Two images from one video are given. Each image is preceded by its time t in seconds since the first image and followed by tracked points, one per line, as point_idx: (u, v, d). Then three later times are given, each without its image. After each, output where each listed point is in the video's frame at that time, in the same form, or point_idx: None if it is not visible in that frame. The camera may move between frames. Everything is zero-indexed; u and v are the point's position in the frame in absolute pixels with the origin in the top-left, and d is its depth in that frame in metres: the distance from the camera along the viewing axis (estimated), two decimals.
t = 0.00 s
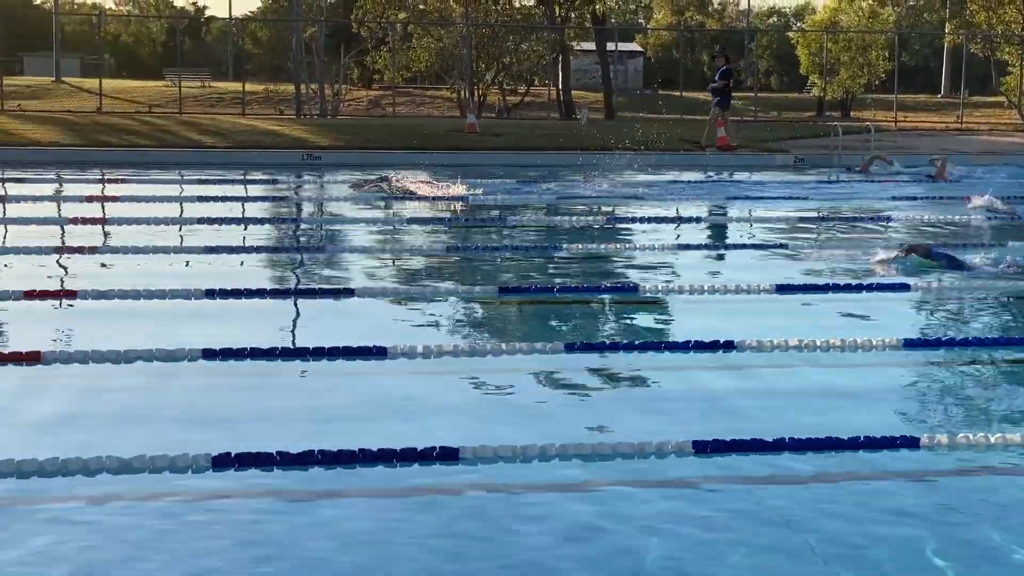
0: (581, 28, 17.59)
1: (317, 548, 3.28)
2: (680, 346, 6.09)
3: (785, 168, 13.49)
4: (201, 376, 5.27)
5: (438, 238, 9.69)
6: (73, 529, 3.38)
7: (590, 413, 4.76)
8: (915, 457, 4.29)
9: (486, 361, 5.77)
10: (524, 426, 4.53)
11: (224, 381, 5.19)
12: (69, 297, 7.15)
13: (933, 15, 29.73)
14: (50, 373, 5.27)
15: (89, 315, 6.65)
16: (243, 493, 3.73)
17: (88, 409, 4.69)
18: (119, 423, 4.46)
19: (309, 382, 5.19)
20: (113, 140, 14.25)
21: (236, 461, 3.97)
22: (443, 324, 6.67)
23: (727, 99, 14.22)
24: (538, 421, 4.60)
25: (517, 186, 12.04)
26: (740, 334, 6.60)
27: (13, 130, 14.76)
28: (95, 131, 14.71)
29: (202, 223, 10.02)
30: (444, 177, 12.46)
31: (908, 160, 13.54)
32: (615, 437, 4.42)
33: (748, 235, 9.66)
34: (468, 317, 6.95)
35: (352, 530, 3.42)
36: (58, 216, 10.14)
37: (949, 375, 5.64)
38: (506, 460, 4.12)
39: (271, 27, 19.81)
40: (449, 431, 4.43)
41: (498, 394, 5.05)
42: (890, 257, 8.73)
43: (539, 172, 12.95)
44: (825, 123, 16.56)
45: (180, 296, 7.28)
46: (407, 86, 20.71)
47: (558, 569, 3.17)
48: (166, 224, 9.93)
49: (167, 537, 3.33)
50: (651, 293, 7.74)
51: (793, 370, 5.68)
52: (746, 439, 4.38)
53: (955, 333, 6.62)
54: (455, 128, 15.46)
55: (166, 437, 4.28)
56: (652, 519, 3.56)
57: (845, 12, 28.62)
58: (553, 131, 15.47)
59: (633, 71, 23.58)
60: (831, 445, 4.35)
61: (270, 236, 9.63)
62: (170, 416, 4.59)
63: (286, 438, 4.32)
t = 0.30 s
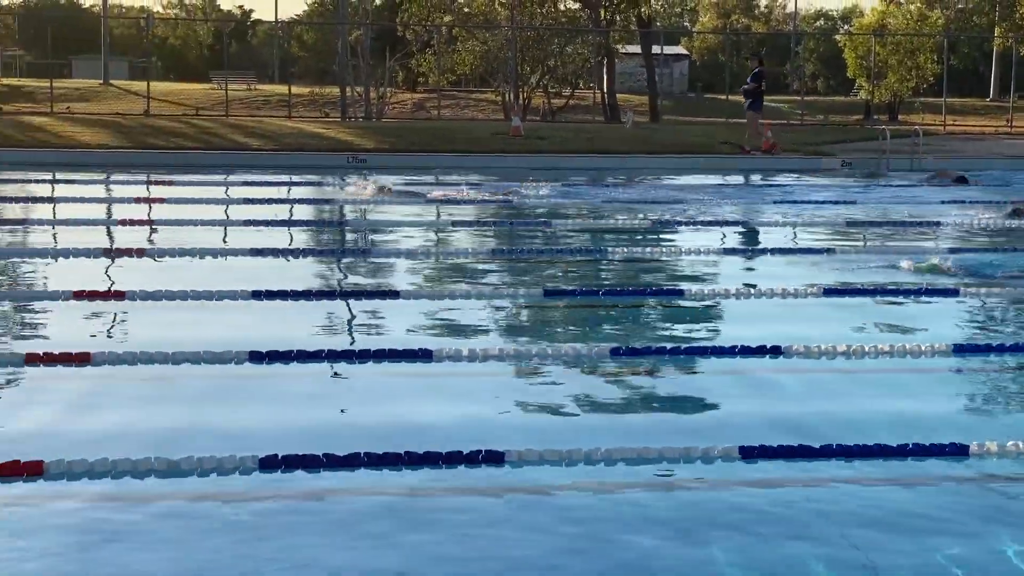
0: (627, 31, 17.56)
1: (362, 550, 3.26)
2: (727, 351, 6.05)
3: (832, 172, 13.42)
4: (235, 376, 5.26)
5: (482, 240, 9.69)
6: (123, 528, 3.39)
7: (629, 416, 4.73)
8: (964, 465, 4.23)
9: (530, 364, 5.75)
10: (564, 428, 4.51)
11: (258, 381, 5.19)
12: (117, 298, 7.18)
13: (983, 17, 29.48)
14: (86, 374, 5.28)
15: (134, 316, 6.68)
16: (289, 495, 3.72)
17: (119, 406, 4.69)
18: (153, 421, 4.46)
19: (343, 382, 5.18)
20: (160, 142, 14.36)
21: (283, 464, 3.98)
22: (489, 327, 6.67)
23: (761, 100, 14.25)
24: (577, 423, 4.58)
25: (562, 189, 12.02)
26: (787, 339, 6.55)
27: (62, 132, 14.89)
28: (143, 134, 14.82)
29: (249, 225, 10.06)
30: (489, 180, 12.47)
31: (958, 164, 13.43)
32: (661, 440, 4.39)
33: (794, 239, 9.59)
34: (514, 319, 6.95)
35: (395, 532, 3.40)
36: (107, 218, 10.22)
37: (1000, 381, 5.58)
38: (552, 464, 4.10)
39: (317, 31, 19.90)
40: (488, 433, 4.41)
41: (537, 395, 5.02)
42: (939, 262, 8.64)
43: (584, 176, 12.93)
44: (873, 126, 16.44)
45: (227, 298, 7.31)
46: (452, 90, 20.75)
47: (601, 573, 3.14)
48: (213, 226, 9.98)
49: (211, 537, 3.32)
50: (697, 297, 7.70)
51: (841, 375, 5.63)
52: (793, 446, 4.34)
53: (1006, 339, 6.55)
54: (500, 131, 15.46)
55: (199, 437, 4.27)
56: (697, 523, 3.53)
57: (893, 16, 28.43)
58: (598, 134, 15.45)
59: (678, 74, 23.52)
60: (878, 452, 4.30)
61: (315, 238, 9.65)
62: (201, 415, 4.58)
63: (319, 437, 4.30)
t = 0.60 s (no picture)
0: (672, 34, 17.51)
1: (406, 553, 3.26)
2: (773, 356, 6.03)
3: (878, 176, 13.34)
4: (269, 381, 5.29)
5: (526, 244, 9.69)
6: (170, 528, 3.40)
7: (672, 421, 4.71)
8: (1014, 472, 4.18)
9: (573, 368, 5.74)
10: (604, 433, 4.50)
11: (290, 386, 5.21)
12: (164, 301, 7.23)
13: None
14: (129, 374, 5.32)
15: (178, 318, 6.71)
16: (335, 496, 3.73)
17: (153, 408, 4.72)
18: (186, 425, 4.48)
19: (376, 388, 5.19)
20: (207, 145, 14.46)
21: (328, 464, 3.99)
22: (534, 331, 6.66)
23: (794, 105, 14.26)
24: (618, 429, 4.57)
25: (606, 193, 12.01)
26: (833, 344, 6.51)
27: (110, 135, 15.02)
28: (189, 136, 14.93)
29: (295, 227, 10.11)
30: (534, 183, 12.47)
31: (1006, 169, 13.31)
32: (705, 445, 4.37)
33: (840, 244, 9.53)
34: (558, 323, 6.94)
35: (439, 534, 3.39)
36: (154, 220, 10.30)
37: None
38: (597, 466, 4.09)
39: (362, 34, 19.98)
40: (525, 438, 4.41)
41: (574, 401, 5.02)
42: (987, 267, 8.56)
43: (628, 179, 12.92)
44: (920, 130, 16.33)
45: (272, 300, 7.34)
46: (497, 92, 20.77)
47: None
48: (259, 228, 10.04)
49: (258, 537, 3.34)
50: (742, 302, 7.67)
51: (888, 381, 5.58)
52: (839, 451, 4.31)
53: None
54: (544, 135, 15.47)
55: (233, 439, 4.30)
56: (744, 527, 3.51)
57: (941, 18, 28.24)
58: (642, 137, 15.43)
59: (722, 77, 23.44)
60: (926, 458, 4.26)
61: (360, 241, 9.68)
62: (233, 418, 4.61)
63: (350, 442, 4.32)
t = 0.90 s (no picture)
0: (717, 38, 17.47)
1: (447, 557, 3.23)
2: (818, 361, 5.97)
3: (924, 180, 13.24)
4: (307, 381, 5.29)
5: (569, 247, 9.67)
6: (212, 529, 3.40)
7: (713, 425, 4.67)
8: None
9: (615, 372, 5.72)
10: (645, 435, 4.48)
11: (328, 386, 5.21)
12: (208, 303, 7.26)
13: None
14: (171, 375, 5.34)
15: (222, 319, 6.73)
16: (376, 498, 3.72)
17: (192, 406, 4.74)
18: (224, 424, 4.49)
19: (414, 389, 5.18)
20: (253, 148, 14.54)
21: (371, 465, 3.98)
22: (577, 334, 6.64)
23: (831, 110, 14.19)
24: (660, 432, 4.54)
25: (650, 196, 11.97)
26: (880, 349, 6.45)
27: (156, 138, 15.13)
28: (235, 139, 15.02)
29: (338, 230, 10.13)
30: (577, 187, 12.44)
31: None
32: (748, 449, 4.33)
33: (885, 249, 9.46)
34: (600, 327, 6.91)
35: (481, 537, 3.37)
36: (199, 222, 10.35)
37: None
38: (640, 470, 4.06)
39: (406, 38, 20.06)
40: (564, 439, 4.40)
41: (615, 403, 4.99)
42: None
43: (672, 183, 12.87)
44: (967, 134, 16.20)
45: (316, 303, 7.36)
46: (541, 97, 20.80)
47: None
48: (302, 231, 10.07)
49: (298, 540, 3.32)
50: (788, 306, 7.62)
51: (935, 385, 5.52)
52: (884, 457, 4.26)
53: None
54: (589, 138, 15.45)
55: (273, 438, 4.30)
56: (788, 534, 3.47)
57: (989, 21, 28.02)
58: (687, 141, 15.39)
59: (766, 81, 23.39)
60: (972, 464, 4.20)
61: (403, 244, 9.69)
62: (271, 418, 4.61)
63: (391, 442, 4.32)
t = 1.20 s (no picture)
0: (758, 41, 17.41)
1: (484, 560, 3.23)
2: (859, 366, 5.94)
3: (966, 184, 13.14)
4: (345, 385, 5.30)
5: (609, 251, 9.65)
6: (251, 531, 3.41)
7: (754, 431, 4.65)
8: None
9: (656, 376, 5.71)
10: (684, 441, 4.47)
11: (369, 389, 5.22)
12: (250, 305, 7.30)
13: None
14: (213, 378, 5.36)
15: (264, 321, 6.77)
16: (415, 501, 3.72)
17: (232, 411, 4.76)
18: (258, 427, 4.52)
19: (451, 393, 5.18)
20: (294, 152, 14.60)
21: (411, 469, 3.98)
22: (616, 338, 6.63)
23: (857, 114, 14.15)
24: (701, 438, 4.52)
25: (690, 200, 11.94)
26: (922, 355, 6.41)
27: (198, 142, 15.23)
28: (276, 143, 15.09)
29: (378, 234, 10.15)
30: (617, 191, 12.43)
31: None
32: (790, 456, 4.31)
33: (928, 254, 9.39)
34: (639, 331, 6.89)
35: (520, 542, 3.36)
36: (240, 225, 10.41)
37: None
38: (680, 476, 4.04)
39: (446, 42, 20.10)
40: (601, 445, 4.39)
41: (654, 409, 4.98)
42: None
43: (712, 187, 12.84)
44: (1011, 138, 16.06)
45: (357, 305, 7.38)
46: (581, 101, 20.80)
47: None
48: (342, 234, 10.10)
49: (337, 543, 3.33)
50: (829, 311, 7.58)
51: (978, 393, 5.47)
52: (927, 464, 4.21)
53: None
54: (629, 142, 15.43)
55: (308, 443, 4.31)
56: (829, 540, 3.44)
57: None
58: (727, 145, 15.34)
59: (807, 84, 23.30)
60: (1017, 472, 4.14)
61: (443, 247, 9.70)
62: (306, 421, 4.63)
63: (431, 445, 4.32)
